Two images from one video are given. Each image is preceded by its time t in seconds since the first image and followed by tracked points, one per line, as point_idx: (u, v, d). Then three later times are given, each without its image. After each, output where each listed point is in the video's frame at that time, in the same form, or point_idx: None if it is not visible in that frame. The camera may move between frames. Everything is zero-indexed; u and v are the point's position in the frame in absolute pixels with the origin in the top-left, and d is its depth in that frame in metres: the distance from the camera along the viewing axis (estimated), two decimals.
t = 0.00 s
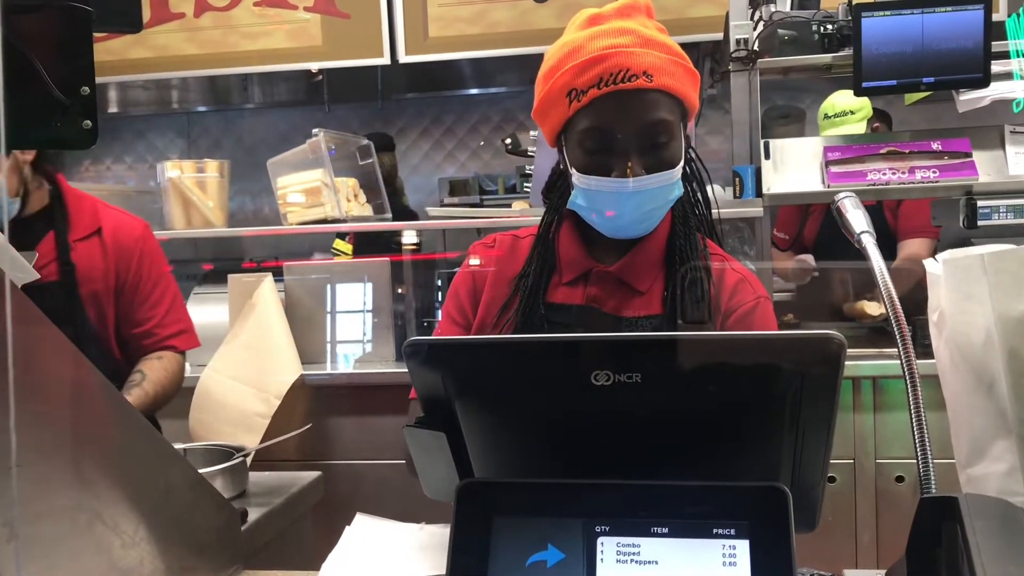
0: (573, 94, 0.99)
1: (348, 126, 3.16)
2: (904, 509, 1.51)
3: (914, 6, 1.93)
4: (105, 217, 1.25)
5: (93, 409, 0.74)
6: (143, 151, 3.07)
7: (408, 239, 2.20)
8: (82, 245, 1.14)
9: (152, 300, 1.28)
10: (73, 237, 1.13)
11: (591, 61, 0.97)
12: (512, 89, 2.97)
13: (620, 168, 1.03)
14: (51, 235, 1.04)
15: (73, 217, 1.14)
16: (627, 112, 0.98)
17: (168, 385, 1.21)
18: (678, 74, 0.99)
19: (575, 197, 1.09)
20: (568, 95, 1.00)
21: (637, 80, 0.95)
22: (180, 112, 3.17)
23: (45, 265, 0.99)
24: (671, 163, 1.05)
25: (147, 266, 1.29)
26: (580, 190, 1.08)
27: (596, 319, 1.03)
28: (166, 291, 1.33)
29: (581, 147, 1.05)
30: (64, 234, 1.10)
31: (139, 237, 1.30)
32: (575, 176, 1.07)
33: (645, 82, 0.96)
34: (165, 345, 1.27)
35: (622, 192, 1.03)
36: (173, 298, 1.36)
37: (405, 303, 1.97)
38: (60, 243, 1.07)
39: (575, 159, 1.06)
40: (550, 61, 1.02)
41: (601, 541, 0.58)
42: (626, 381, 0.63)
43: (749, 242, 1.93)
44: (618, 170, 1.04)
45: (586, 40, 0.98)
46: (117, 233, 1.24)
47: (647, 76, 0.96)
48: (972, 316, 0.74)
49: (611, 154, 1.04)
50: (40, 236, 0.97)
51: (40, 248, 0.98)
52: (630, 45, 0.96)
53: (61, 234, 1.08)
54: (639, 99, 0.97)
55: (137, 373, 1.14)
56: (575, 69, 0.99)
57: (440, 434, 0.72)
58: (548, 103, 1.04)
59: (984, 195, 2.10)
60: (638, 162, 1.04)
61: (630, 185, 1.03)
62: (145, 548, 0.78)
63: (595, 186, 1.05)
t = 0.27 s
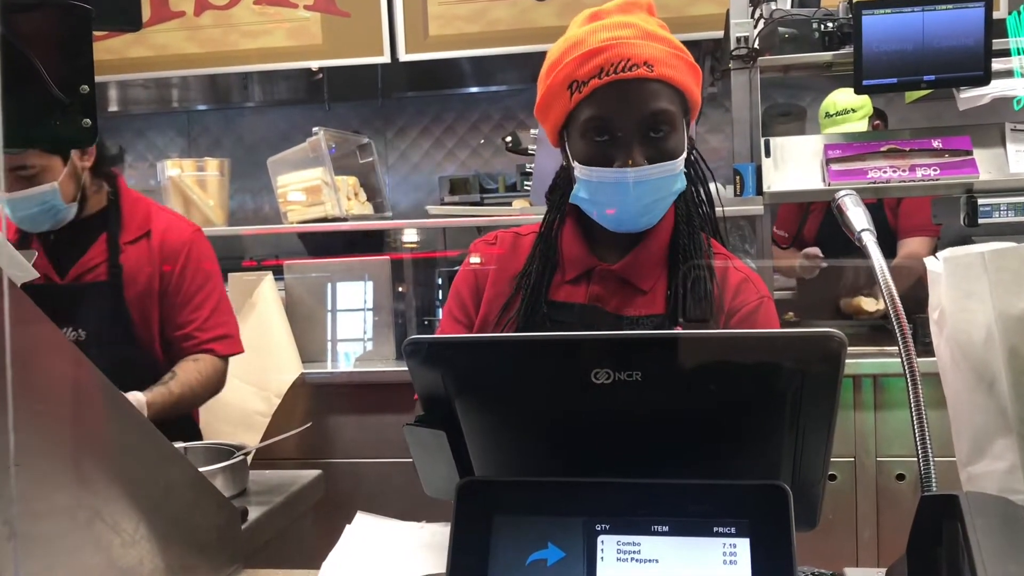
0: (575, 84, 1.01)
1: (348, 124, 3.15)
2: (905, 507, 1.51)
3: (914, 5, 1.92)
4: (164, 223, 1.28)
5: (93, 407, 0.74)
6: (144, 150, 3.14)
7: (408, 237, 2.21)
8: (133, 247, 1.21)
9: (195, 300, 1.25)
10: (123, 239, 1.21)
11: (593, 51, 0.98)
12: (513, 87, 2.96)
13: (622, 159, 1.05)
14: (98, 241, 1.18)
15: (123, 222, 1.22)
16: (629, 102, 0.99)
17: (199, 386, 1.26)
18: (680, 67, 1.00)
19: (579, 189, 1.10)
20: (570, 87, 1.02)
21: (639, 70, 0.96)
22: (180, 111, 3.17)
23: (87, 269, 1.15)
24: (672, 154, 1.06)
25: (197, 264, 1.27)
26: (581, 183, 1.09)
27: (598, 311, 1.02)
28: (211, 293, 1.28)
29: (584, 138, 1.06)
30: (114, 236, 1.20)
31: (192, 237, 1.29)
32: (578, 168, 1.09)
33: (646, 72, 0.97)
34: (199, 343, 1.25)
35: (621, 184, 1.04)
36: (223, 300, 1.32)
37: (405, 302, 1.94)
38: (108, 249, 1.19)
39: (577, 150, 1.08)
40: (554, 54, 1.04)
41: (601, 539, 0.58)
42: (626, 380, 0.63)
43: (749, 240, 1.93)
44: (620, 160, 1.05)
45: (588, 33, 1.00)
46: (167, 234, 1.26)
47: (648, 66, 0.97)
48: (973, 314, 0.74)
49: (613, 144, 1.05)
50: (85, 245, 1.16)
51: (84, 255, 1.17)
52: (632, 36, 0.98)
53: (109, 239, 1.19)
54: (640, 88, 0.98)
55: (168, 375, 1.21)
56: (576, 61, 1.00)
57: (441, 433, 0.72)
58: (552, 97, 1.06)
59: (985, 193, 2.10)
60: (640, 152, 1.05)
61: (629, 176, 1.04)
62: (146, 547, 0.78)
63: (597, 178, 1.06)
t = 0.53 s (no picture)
0: (575, 75, 1.01)
1: (348, 124, 3.15)
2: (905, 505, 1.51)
3: (915, 2, 1.91)
4: (185, 218, 1.35)
5: (92, 407, 0.74)
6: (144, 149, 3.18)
7: (409, 236, 2.21)
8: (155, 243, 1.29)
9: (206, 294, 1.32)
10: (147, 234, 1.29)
11: (595, 42, 0.98)
12: (513, 85, 2.96)
13: (623, 146, 1.06)
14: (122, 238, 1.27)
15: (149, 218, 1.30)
16: (630, 91, 0.99)
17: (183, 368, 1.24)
18: (680, 60, 1.00)
19: (577, 180, 1.10)
20: (570, 78, 1.02)
21: (640, 59, 0.96)
22: (180, 110, 3.17)
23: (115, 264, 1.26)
24: (672, 143, 1.06)
25: (212, 260, 1.34)
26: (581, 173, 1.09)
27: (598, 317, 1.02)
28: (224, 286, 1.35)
29: (585, 130, 1.06)
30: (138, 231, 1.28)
31: (209, 234, 1.36)
32: (578, 157, 1.09)
33: (647, 62, 0.97)
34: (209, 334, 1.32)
35: (621, 172, 1.05)
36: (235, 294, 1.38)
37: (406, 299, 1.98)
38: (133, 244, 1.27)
39: (578, 142, 1.07)
40: (555, 48, 1.04)
41: (601, 538, 0.58)
42: (626, 378, 0.63)
43: (750, 239, 1.93)
44: (620, 147, 1.06)
45: (590, 26, 1.01)
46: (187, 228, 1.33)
47: (649, 56, 0.97)
48: (974, 312, 0.74)
49: (615, 133, 1.05)
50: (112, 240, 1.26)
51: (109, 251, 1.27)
52: (633, 28, 0.98)
53: (134, 237, 1.27)
54: (642, 78, 0.98)
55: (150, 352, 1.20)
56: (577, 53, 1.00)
57: (440, 432, 0.72)
58: (552, 90, 1.06)
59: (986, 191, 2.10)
60: (641, 140, 1.05)
61: (630, 163, 1.05)
62: (145, 546, 0.78)
63: (597, 167, 1.06)
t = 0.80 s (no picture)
0: (576, 73, 1.01)
1: (349, 123, 3.15)
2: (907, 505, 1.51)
3: (915, 2, 1.91)
4: (164, 221, 1.30)
5: (93, 406, 0.74)
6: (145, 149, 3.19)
7: (409, 235, 2.22)
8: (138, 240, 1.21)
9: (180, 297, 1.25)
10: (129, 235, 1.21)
11: (595, 40, 0.99)
12: (515, 85, 2.96)
13: (623, 144, 1.05)
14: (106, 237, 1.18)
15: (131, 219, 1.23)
16: (631, 88, 0.99)
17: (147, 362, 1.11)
18: (681, 59, 1.00)
19: (578, 179, 1.09)
20: (571, 77, 1.02)
21: (640, 57, 0.97)
22: (181, 110, 3.17)
23: (95, 263, 1.17)
24: (672, 142, 1.06)
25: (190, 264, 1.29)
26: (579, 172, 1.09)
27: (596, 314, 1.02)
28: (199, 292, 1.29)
29: (585, 128, 1.06)
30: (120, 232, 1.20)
31: (187, 237, 1.31)
32: (577, 156, 1.08)
33: (647, 60, 0.97)
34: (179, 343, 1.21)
35: (621, 169, 1.04)
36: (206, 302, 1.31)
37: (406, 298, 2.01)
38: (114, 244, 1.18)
39: (578, 140, 1.07)
40: (557, 48, 1.05)
41: (602, 539, 0.58)
42: (627, 379, 0.63)
43: (751, 239, 1.93)
44: (620, 145, 1.05)
45: (591, 26, 1.01)
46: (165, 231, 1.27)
47: (649, 54, 0.97)
48: (975, 313, 0.74)
49: (615, 131, 1.05)
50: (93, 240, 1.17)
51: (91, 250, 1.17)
52: (634, 28, 0.99)
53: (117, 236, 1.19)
54: (642, 76, 0.98)
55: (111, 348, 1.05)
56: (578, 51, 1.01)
57: (441, 432, 0.72)
58: (553, 89, 1.06)
59: (988, 191, 2.09)
60: (641, 138, 1.05)
61: (630, 160, 1.05)
62: (146, 546, 0.78)
63: (597, 165, 1.06)
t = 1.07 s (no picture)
0: (577, 72, 1.02)
1: (351, 123, 3.15)
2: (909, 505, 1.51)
3: (918, 2, 1.92)
4: (135, 216, 1.31)
5: (97, 405, 0.74)
6: (148, 149, 3.18)
7: (411, 235, 2.20)
8: (110, 235, 1.21)
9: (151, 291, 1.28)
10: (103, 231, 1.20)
11: (596, 40, 0.99)
12: (516, 85, 2.96)
13: (623, 144, 1.06)
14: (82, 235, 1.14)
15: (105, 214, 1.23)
16: (632, 87, 0.99)
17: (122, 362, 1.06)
18: (682, 58, 1.01)
19: (578, 180, 1.09)
20: (572, 76, 1.03)
21: (641, 56, 0.97)
22: (183, 110, 3.18)
23: (71, 259, 1.10)
24: (673, 143, 1.07)
25: (160, 260, 1.31)
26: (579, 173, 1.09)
27: (596, 315, 1.02)
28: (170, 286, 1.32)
29: (585, 128, 1.06)
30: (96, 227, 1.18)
31: (158, 232, 1.33)
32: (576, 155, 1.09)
33: (648, 59, 0.98)
34: (155, 336, 1.25)
35: (621, 171, 1.04)
36: (178, 295, 1.35)
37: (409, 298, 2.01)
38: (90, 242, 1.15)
39: (578, 140, 1.08)
40: (557, 47, 1.05)
41: (604, 538, 0.59)
42: (629, 378, 0.63)
43: (754, 239, 1.94)
44: (621, 145, 1.06)
45: (592, 25, 1.01)
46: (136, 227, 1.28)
47: (650, 54, 0.98)
48: (976, 313, 0.74)
49: (616, 131, 1.06)
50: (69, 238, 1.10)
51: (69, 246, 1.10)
52: (635, 27, 0.99)
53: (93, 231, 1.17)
54: (643, 76, 0.99)
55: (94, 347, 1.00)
56: (579, 50, 1.01)
57: (443, 431, 0.72)
58: (554, 88, 1.07)
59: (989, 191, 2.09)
60: (640, 137, 1.06)
61: (631, 162, 1.04)
62: (149, 545, 0.79)
63: (596, 165, 1.06)
